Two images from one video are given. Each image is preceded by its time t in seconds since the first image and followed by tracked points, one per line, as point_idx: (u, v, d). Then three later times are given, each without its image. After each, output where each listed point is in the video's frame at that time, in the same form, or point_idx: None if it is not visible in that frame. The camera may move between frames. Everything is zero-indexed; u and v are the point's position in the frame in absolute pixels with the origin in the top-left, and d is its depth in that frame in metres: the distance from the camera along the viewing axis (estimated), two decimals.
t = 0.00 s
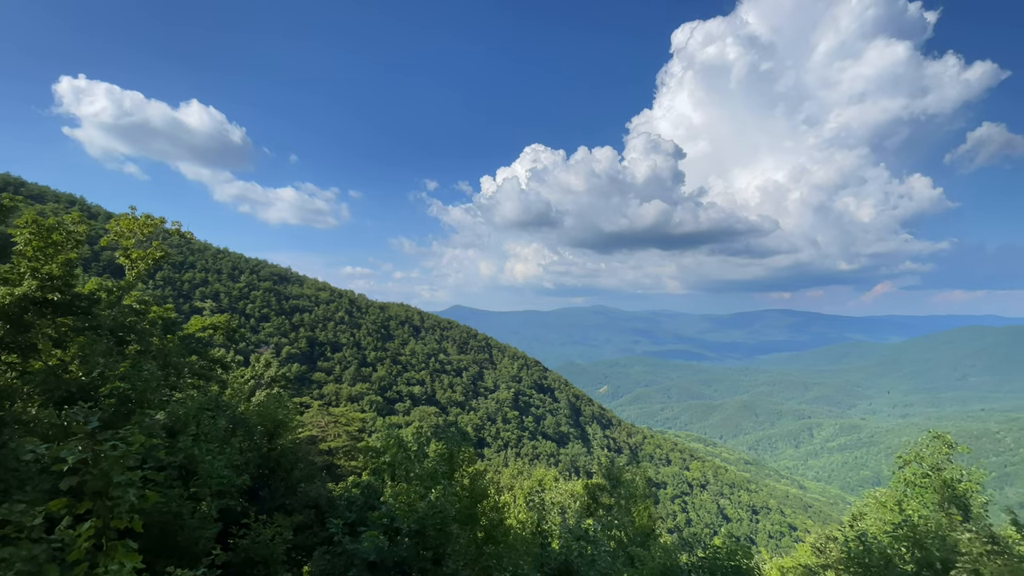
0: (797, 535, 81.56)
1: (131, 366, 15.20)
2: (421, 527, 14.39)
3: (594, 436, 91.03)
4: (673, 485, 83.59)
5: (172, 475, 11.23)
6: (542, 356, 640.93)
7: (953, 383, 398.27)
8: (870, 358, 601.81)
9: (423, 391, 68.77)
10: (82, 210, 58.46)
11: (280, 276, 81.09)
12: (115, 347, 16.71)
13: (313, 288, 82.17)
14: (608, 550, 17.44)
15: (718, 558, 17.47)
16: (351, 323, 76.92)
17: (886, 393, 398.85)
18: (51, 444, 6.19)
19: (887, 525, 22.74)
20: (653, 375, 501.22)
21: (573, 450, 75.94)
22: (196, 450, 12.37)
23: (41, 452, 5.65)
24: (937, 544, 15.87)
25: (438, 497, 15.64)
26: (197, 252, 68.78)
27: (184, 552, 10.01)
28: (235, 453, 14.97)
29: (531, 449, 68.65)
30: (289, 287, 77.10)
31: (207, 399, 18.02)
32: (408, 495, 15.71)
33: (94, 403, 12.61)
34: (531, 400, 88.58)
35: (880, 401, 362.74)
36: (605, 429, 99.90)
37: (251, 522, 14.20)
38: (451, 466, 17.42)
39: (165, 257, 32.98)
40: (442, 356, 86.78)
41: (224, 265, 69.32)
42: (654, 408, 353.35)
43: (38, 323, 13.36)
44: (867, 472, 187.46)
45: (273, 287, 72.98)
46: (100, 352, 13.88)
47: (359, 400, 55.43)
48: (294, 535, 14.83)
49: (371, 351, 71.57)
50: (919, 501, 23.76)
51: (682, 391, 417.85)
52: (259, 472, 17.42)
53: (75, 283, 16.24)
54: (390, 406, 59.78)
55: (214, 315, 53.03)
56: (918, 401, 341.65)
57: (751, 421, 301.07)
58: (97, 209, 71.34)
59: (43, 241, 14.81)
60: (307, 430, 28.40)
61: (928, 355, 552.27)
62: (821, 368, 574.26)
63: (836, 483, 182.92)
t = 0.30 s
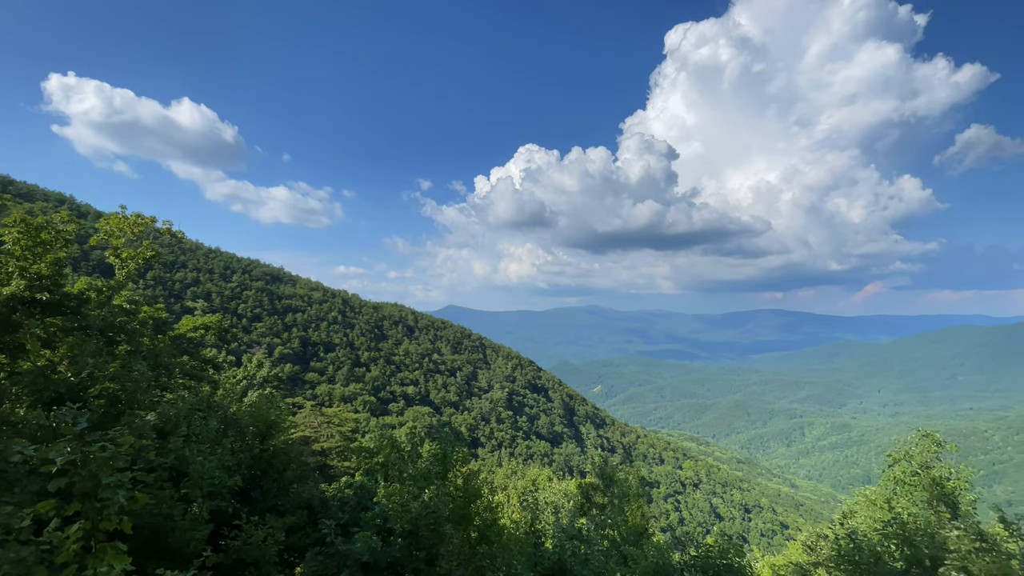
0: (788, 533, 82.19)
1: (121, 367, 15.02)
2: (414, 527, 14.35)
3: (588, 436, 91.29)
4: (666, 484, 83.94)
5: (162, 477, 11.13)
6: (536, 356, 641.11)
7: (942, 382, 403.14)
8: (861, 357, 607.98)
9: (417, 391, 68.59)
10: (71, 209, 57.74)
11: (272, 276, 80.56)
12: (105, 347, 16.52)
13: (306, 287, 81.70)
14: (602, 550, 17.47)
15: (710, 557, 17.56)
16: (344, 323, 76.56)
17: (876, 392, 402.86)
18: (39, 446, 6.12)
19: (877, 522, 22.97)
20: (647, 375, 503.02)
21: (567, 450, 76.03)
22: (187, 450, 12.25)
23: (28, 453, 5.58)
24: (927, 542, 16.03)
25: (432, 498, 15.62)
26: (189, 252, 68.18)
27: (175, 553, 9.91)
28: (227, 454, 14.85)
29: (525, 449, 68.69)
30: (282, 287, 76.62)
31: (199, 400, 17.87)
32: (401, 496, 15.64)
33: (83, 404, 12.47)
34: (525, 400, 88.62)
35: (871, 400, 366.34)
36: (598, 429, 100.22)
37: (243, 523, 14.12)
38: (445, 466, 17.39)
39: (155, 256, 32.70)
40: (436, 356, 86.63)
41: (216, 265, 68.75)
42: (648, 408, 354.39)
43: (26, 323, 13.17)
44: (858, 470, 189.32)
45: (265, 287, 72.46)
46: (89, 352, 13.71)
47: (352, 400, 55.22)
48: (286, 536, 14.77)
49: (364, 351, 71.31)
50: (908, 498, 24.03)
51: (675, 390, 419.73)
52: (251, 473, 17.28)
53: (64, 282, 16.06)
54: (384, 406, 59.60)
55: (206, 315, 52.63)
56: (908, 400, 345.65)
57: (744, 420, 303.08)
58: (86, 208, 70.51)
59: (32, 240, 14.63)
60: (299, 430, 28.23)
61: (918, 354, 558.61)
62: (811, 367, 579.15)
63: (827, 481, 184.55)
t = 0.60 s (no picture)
0: (779, 531, 82.86)
1: (109, 367, 14.86)
2: (406, 527, 14.32)
3: (581, 435, 91.54)
4: (658, 483, 84.30)
5: (150, 478, 10.99)
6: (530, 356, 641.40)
7: (931, 381, 408.38)
8: (851, 357, 614.28)
9: (410, 391, 68.42)
10: (59, 208, 57.09)
11: (264, 275, 80.01)
12: (94, 348, 16.35)
13: (298, 287, 81.23)
14: (594, 548, 17.50)
15: (702, 555, 17.68)
16: (336, 323, 76.19)
17: (866, 390, 407.24)
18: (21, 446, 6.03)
19: (867, 520, 23.23)
20: (640, 374, 505.22)
21: (560, 449, 76.18)
22: (176, 452, 12.10)
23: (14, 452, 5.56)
24: (914, 539, 16.20)
25: (424, 498, 15.59)
26: (179, 251, 67.56)
27: (164, 556, 9.75)
28: (217, 454, 14.73)
29: (518, 449, 68.76)
30: (273, 287, 76.14)
31: (188, 400, 17.72)
32: (393, 496, 15.58)
33: (71, 404, 12.38)
34: (519, 400, 88.69)
35: (862, 399, 370.02)
36: (591, 428, 100.59)
37: (234, 524, 14.02)
38: (437, 466, 17.35)
39: (146, 255, 32.42)
40: (429, 356, 86.46)
41: (207, 264, 68.18)
42: (641, 408, 355.75)
43: (12, 322, 12.99)
44: (848, 468, 191.33)
45: (257, 287, 71.91)
46: (77, 352, 13.56)
47: (345, 401, 55.00)
48: (277, 538, 14.66)
49: (357, 351, 71.04)
50: (897, 496, 24.25)
51: (668, 390, 421.62)
52: (242, 474, 17.13)
53: (51, 281, 15.88)
54: (377, 406, 59.42)
55: (197, 315, 52.20)
56: (897, 399, 349.96)
57: (736, 419, 305.28)
58: (75, 207, 69.73)
59: (19, 239, 14.44)
60: (291, 431, 28.09)
61: (907, 353, 565.27)
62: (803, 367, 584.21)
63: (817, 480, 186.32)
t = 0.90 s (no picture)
0: (770, 529, 83.56)
1: (97, 368, 14.65)
2: (398, 528, 14.26)
3: (573, 435, 91.74)
4: (651, 482, 84.72)
5: (139, 480, 10.82)
6: (523, 356, 641.37)
7: (920, 380, 413.55)
8: (841, 357, 620.78)
9: (402, 392, 68.21)
10: (46, 206, 56.35)
11: (255, 275, 79.38)
12: (81, 348, 16.13)
13: (289, 287, 80.69)
14: (586, 548, 17.51)
15: (694, 554, 17.82)
16: (328, 323, 75.81)
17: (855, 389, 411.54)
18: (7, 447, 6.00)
19: (855, 517, 23.51)
20: (633, 374, 507.20)
21: (553, 449, 76.30)
22: (165, 453, 11.92)
23: None
24: (902, 537, 16.34)
25: (416, 498, 15.52)
26: (169, 250, 66.90)
27: (152, 558, 9.66)
28: (207, 456, 14.57)
29: (511, 449, 68.77)
30: (265, 287, 75.62)
31: (178, 401, 17.53)
32: (385, 497, 15.48)
33: (58, 406, 12.20)
34: (512, 400, 88.69)
35: (851, 398, 374.08)
36: (584, 428, 100.83)
37: (224, 526, 13.90)
38: (429, 467, 17.25)
39: (135, 255, 32.08)
40: (422, 356, 86.29)
41: (197, 264, 67.60)
42: (634, 407, 357.27)
43: None
44: (837, 467, 193.49)
45: (248, 287, 71.37)
46: (64, 353, 13.35)
47: (337, 402, 54.74)
48: (268, 540, 14.57)
49: (349, 351, 70.74)
50: (885, 494, 24.58)
51: (661, 390, 423.71)
52: (232, 476, 16.96)
53: (37, 281, 15.68)
54: (369, 407, 59.19)
55: (187, 315, 51.73)
56: (885, 397, 354.39)
57: (727, 418, 307.49)
58: (62, 205, 68.86)
59: (4, 238, 14.24)
60: (282, 432, 27.92)
61: (896, 353, 572.23)
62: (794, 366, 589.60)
63: (807, 478, 188.28)
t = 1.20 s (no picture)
0: (760, 527, 84.25)
1: (84, 368, 14.46)
2: (390, 529, 14.22)
3: (566, 434, 91.94)
4: (642, 481, 85.13)
5: (126, 482, 10.67)
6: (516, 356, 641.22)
7: (907, 379, 419.07)
8: (831, 356, 627.59)
9: (395, 392, 67.93)
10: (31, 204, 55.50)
11: (246, 275, 78.69)
12: (68, 349, 15.92)
13: (280, 287, 80.06)
14: (578, 547, 17.52)
15: (684, 552, 17.97)
16: (320, 323, 75.35)
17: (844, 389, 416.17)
18: None
19: (844, 515, 23.80)
20: (626, 373, 509.17)
21: (546, 449, 76.41)
22: (153, 455, 11.74)
23: None
24: (889, 534, 16.53)
25: (408, 499, 15.43)
26: (158, 249, 66.11)
27: (140, 561, 9.57)
28: (196, 457, 14.42)
29: (503, 448, 68.78)
30: (255, 286, 75.02)
31: (167, 402, 17.34)
32: (377, 498, 15.35)
33: (44, 407, 12.06)
34: (504, 400, 88.68)
35: (840, 396, 378.26)
36: (576, 427, 101.03)
37: (213, 528, 13.77)
38: (421, 467, 17.13)
39: (123, 254, 31.69)
40: (414, 356, 86.06)
41: (187, 263, 66.91)
42: (626, 407, 358.55)
43: None
44: (826, 465, 195.75)
45: (238, 286, 70.71)
46: (50, 354, 13.14)
47: (328, 402, 54.49)
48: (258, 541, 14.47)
49: (341, 352, 70.39)
50: (872, 492, 24.91)
51: (653, 389, 425.81)
52: (222, 477, 16.81)
53: (23, 280, 15.44)
54: (361, 407, 58.94)
55: (176, 315, 51.16)
56: (873, 396, 359.05)
57: (718, 417, 309.71)
58: (48, 203, 67.87)
59: None
60: (273, 433, 27.74)
61: (885, 352, 579.32)
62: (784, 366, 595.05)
63: (797, 476, 190.23)
